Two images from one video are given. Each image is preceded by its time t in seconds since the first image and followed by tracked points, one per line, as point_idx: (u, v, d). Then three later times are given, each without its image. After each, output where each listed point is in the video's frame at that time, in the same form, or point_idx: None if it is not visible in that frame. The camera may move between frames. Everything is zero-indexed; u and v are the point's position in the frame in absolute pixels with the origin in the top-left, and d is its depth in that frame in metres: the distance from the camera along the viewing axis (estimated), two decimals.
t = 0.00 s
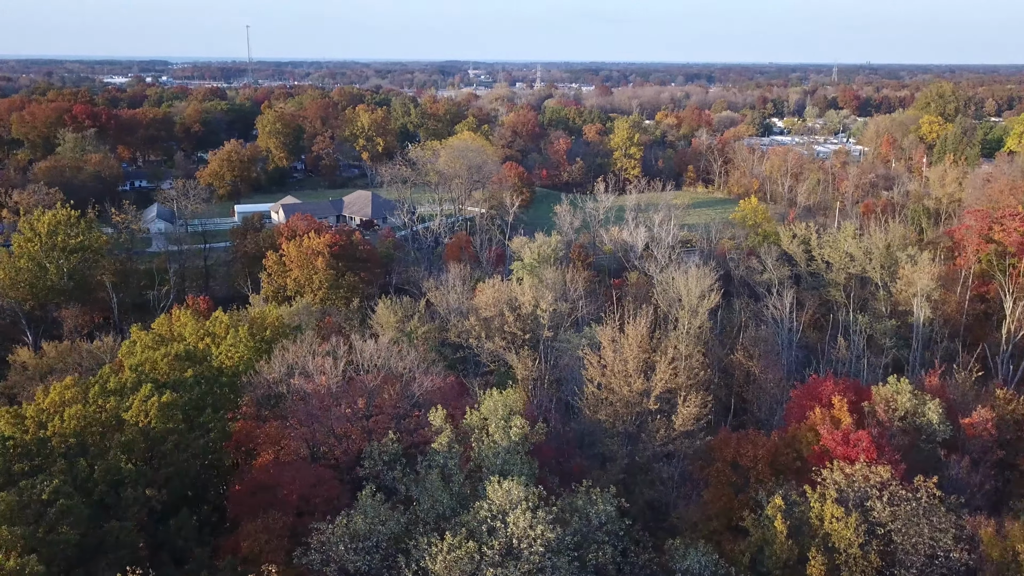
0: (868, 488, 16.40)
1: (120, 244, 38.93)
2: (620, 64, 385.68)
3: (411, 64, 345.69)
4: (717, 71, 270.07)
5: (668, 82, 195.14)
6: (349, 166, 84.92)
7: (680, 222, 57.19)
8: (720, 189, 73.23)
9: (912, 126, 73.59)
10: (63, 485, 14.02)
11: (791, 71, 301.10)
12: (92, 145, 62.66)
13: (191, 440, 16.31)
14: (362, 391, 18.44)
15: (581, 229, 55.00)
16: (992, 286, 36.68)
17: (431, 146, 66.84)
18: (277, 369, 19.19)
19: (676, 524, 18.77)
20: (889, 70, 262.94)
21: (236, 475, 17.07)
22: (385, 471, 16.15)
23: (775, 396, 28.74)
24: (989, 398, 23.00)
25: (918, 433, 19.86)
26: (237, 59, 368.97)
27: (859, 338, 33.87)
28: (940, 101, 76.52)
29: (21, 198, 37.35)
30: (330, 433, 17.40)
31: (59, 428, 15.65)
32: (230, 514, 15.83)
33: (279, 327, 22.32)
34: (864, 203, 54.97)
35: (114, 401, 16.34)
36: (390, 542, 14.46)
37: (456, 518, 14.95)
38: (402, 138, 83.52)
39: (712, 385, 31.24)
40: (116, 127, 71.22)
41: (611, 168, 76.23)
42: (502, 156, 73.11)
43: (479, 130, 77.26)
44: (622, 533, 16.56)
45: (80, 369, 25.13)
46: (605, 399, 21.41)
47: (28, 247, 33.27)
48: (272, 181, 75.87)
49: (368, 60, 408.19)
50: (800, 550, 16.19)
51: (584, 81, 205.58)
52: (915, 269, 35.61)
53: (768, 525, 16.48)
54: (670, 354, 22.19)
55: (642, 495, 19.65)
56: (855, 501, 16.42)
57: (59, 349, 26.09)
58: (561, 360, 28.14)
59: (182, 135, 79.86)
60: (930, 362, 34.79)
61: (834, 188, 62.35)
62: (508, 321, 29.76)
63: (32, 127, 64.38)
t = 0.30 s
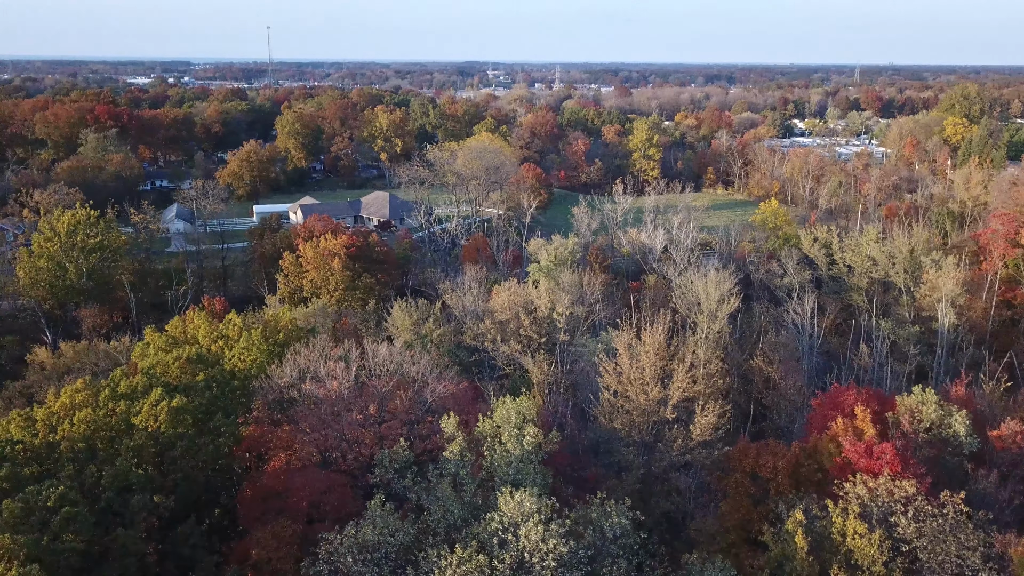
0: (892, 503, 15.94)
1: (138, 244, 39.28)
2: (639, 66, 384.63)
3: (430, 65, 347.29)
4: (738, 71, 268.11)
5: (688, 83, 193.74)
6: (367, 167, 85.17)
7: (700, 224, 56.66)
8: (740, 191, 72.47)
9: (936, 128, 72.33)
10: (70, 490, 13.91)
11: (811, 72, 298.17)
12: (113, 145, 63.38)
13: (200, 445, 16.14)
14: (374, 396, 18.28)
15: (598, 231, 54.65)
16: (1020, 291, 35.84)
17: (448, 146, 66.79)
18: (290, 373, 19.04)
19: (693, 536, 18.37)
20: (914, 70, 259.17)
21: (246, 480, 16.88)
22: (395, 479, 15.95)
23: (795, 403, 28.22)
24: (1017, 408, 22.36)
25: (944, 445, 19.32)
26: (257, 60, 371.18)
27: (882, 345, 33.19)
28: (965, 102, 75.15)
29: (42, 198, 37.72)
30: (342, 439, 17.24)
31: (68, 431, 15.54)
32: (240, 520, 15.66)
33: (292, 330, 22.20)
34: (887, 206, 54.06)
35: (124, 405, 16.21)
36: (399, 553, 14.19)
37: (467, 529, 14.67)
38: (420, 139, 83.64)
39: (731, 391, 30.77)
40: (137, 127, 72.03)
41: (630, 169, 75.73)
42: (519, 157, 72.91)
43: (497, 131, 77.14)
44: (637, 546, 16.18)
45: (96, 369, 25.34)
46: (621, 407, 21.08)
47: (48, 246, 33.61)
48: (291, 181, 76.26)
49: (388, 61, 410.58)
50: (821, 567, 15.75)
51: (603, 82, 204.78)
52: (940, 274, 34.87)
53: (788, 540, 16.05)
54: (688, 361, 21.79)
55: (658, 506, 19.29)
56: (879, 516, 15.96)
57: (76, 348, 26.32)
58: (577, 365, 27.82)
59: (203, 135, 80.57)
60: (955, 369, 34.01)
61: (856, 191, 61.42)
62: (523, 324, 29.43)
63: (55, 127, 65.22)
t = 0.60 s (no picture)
0: (915, 518, 15.45)
1: (155, 244, 39.59)
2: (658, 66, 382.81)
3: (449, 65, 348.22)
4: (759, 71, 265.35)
5: (708, 83, 192.28)
6: (385, 167, 85.37)
7: (718, 226, 56.12)
8: (759, 193, 71.67)
9: (960, 129, 71.04)
10: (75, 495, 13.81)
11: (832, 71, 295.21)
12: (134, 145, 64.05)
13: (206, 451, 16.01)
14: (385, 401, 18.09)
15: (615, 233, 54.27)
16: None
17: (465, 147, 66.71)
18: (301, 377, 18.90)
19: (707, 547, 18.17)
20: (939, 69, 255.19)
21: (255, 486, 16.72)
22: (404, 487, 15.73)
23: (814, 410, 27.72)
24: None
25: (969, 458, 18.76)
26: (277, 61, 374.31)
27: (904, 351, 32.52)
28: (990, 103, 73.75)
29: (62, 198, 38.13)
30: (352, 445, 17.04)
31: (75, 436, 15.52)
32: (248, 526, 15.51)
33: (304, 333, 22.05)
34: (909, 208, 53.15)
35: (131, 409, 16.12)
36: (407, 564, 13.93)
37: (476, 541, 14.39)
38: (438, 139, 83.67)
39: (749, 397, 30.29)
40: (157, 127, 72.79)
41: (648, 170, 75.19)
42: (536, 158, 72.68)
43: (514, 131, 76.96)
44: (650, 560, 15.82)
45: (111, 369, 25.57)
46: (636, 415, 20.75)
47: (66, 246, 33.98)
48: (308, 180, 76.64)
49: (407, 61, 412.32)
50: None
51: (621, 82, 203.68)
52: (963, 278, 34.14)
53: (806, 556, 15.61)
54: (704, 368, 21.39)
55: (672, 517, 18.93)
56: (901, 532, 15.48)
57: (91, 348, 26.57)
58: (592, 370, 27.51)
59: (222, 135, 81.24)
60: (979, 376, 33.25)
61: (878, 193, 60.49)
62: (538, 328, 29.17)
63: (77, 127, 66.02)
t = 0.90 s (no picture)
0: (930, 532, 15.04)
1: (162, 244, 39.59)
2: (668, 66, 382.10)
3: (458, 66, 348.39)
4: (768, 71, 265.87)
5: (718, 83, 191.48)
6: (393, 168, 85.32)
7: (727, 228, 55.70)
8: (769, 194, 71.12)
9: (973, 130, 70.26)
10: (70, 504, 13.61)
11: (844, 71, 292.93)
12: (143, 146, 64.23)
13: (205, 458, 15.78)
14: (388, 407, 17.84)
15: (624, 234, 53.95)
16: None
17: (474, 148, 66.52)
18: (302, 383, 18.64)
19: (715, 558, 17.84)
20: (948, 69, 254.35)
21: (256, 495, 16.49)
22: (405, 496, 15.46)
23: (825, 416, 27.31)
24: None
25: (984, 469, 18.30)
26: (288, 61, 375.50)
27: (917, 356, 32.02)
28: (1004, 104, 72.88)
29: (69, 198, 38.16)
30: (354, 452, 16.82)
31: (71, 443, 15.34)
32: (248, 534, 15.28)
33: (307, 337, 21.83)
34: (921, 210, 52.51)
35: (129, 415, 15.94)
36: None
37: (478, 553, 14.06)
38: (446, 140, 83.56)
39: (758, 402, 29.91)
40: (166, 128, 72.99)
41: (657, 171, 74.78)
42: (545, 159, 72.43)
43: (523, 132, 76.73)
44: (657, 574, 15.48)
45: (116, 372, 25.51)
46: (643, 422, 20.41)
47: (73, 246, 33.98)
48: (317, 181, 76.67)
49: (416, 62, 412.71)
50: None
51: (631, 83, 203.04)
52: (977, 282, 33.62)
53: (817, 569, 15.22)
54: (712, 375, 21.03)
55: (680, 527, 18.59)
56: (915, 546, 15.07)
57: (96, 350, 26.50)
58: (599, 374, 27.18)
59: (231, 135, 81.43)
60: (993, 382, 32.70)
61: (889, 195, 59.90)
62: (545, 331, 28.88)
63: (87, 127, 66.24)
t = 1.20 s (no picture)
0: (940, 546, 14.71)
1: (163, 245, 39.48)
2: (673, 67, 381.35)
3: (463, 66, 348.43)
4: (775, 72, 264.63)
5: (723, 83, 190.89)
6: (397, 168, 85.12)
7: (732, 229, 55.34)
8: (774, 195, 70.70)
9: (980, 131, 69.71)
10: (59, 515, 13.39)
11: (850, 71, 291.83)
12: (146, 146, 64.20)
13: (197, 468, 15.51)
14: (386, 415, 17.55)
15: (628, 235, 53.63)
16: None
17: (477, 148, 66.28)
18: (299, 390, 18.37)
19: (718, 570, 17.53)
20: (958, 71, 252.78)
21: (250, 505, 16.22)
22: (403, 507, 15.19)
23: (831, 422, 26.99)
24: None
25: (995, 479, 17.94)
26: (292, 61, 376.09)
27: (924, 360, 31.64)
28: (1011, 104, 72.33)
29: (71, 199, 38.07)
30: (352, 460, 16.58)
31: (61, 452, 15.11)
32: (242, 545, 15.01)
33: (305, 342, 21.56)
34: (928, 212, 52.07)
35: (120, 423, 15.73)
36: None
37: (476, 567, 13.78)
38: (450, 140, 83.36)
39: (762, 407, 29.58)
40: (170, 128, 72.96)
41: (662, 171, 74.46)
42: (549, 160, 72.17)
43: (527, 132, 76.49)
44: None
45: (114, 375, 25.36)
46: (646, 430, 20.07)
47: (73, 248, 33.88)
48: (320, 181, 76.52)
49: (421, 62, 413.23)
50: None
51: (636, 83, 202.66)
52: (985, 284, 33.22)
53: None
54: (715, 382, 20.68)
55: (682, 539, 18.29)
56: (924, 561, 14.75)
57: (95, 353, 26.35)
58: (601, 379, 26.89)
59: (235, 136, 81.36)
60: (1001, 386, 32.28)
61: (895, 196, 59.46)
62: (546, 334, 28.56)
63: (91, 127, 66.21)
